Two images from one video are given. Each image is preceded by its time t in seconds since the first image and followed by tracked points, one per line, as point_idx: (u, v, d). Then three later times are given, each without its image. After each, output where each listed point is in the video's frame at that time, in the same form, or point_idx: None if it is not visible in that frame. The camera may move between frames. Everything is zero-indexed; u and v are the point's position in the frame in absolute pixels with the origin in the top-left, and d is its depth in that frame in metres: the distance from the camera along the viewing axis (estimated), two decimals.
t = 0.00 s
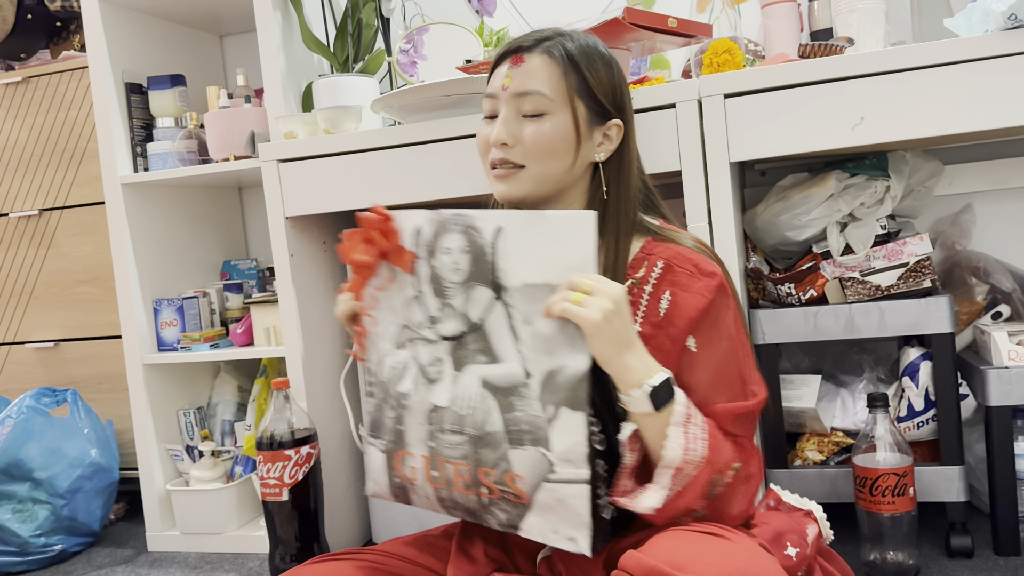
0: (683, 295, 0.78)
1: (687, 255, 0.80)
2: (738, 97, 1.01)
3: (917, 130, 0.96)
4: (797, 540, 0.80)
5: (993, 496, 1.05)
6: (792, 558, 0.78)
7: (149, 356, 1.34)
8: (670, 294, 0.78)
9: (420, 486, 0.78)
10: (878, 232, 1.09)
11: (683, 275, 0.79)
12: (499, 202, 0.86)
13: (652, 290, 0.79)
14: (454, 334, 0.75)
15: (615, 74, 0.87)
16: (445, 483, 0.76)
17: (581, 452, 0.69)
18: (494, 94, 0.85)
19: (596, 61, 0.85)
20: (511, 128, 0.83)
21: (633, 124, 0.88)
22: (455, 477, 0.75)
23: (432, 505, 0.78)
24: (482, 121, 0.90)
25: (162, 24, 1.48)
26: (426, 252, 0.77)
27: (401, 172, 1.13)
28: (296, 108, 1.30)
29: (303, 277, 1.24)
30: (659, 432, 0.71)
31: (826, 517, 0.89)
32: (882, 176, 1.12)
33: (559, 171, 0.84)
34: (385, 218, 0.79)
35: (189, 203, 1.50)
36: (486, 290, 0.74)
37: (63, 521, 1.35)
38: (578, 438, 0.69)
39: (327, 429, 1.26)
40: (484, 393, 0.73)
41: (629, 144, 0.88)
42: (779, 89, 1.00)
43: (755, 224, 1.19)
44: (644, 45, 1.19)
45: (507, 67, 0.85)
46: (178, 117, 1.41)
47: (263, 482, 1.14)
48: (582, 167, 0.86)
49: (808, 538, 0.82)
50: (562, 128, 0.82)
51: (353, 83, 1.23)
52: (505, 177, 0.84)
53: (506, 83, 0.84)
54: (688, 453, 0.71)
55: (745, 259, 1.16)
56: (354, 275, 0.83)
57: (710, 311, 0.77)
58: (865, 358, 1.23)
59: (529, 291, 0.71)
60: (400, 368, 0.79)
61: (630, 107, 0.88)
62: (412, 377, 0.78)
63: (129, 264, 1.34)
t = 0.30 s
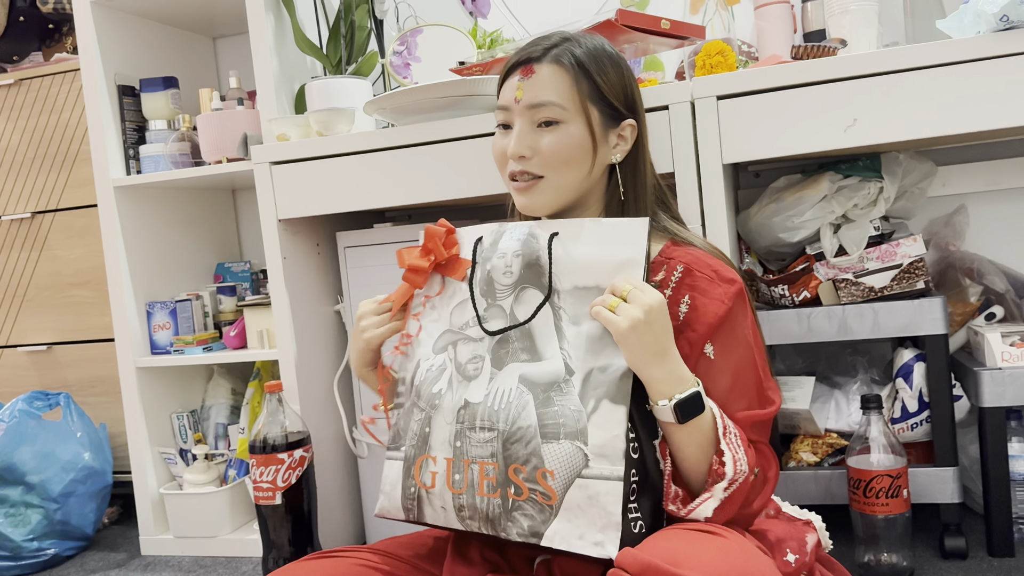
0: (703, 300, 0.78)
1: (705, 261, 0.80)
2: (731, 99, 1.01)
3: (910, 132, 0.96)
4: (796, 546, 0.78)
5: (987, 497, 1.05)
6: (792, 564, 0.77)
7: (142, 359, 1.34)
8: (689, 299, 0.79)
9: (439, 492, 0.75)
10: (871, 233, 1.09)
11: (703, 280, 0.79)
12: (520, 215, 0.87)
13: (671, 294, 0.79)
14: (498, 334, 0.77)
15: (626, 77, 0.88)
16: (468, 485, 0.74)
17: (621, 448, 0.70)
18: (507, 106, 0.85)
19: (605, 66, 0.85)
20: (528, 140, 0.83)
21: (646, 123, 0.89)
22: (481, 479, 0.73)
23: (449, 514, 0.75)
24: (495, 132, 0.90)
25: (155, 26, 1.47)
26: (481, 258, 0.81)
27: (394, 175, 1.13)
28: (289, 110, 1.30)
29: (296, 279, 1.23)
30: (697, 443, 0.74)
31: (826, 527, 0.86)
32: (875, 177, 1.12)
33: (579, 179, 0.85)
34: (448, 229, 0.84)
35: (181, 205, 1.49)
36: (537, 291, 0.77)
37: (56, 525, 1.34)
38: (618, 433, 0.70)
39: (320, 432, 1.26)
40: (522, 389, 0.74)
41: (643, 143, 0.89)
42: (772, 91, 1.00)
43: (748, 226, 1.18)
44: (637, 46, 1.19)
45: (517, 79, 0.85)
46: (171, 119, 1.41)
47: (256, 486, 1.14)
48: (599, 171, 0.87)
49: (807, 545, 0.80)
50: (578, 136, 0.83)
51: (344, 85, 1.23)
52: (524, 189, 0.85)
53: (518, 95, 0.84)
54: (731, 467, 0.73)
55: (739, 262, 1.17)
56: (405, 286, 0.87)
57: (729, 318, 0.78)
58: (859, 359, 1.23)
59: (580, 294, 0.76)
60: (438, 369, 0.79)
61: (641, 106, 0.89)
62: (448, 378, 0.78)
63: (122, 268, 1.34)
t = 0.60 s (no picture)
0: (697, 303, 0.78)
1: (700, 263, 0.80)
2: (723, 101, 1.01)
3: (901, 134, 0.96)
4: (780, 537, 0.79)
5: (980, 498, 1.05)
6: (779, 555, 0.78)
7: (134, 363, 1.33)
8: (683, 301, 0.79)
9: (436, 500, 0.75)
10: (864, 234, 1.09)
11: (697, 283, 0.79)
12: (521, 224, 0.87)
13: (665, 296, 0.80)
14: (493, 342, 0.77)
15: (620, 81, 0.88)
16: (463, 492, 0.73)
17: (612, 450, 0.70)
18: (502, 116, 0.85)
19: (599, 72, 0.85)
20: (524, 150, 0.83)
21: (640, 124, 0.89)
22: (475, 485, 0.73)
23: (445, 522, 0.75)
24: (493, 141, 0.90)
25: (147, 28, 1.47)
26: (476, 267, 0.81)
27: (386, 178, 1.13)
28: (281, 112, 1.29)
29: (288, 283, 1.23)
30: (690, 445, 0.73)
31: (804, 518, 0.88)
32: (868, 179, 1.12)
33: (577, 185, 0.85)
34: (445, 241, 0.85)
35: (173, 208, 1.49)
36: (532, 300, 0.77)
37: (48, 530, 1.34)
38: (609, 436, 0.70)
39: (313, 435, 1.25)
40: (516, 395, 0.73)
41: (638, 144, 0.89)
42: (764, 93, 1.00)
43: (741, 227, 1.18)
44: (630, 48, 1.19)
45: (510, 88, 0.85)
46: (163, 122, 1.40)
47: (249, 490, 1.14)
48: (596, 175, 0.87)
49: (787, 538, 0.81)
50: (574, 144, 0.83)
51: (337, 87, 1.22)
52: (524, 199, 0.85)
53: (513, 105, 0.84)
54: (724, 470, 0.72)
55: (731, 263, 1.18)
56: (407, 299, 0.88)
57: (723, 320, 0.78)
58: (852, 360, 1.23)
59: (574, 301, 0.75)
60: (434, 377, 0.79)
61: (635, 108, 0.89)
62: (444, 386, 0.78)
63: (114, 271, 1.33)
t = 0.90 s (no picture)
0: (701, 293, 0.78)
1: (701, 256, 0.81)
2: (717, 100, 1.01)
3: (895, 133, 0.96)
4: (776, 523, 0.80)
5: (975, 495, 1.06)
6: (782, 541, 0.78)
7: (129, 364, 1.33)
8: (686, 294, 0.79)
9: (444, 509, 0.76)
10: (858, 233, 1.09)
11: (699, 274, 0.79)
12: (513, 222, 0.87)
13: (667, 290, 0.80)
14: (493, 349, 0.77)
15: (599, 77, 0.89)
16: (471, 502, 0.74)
17: (620, 453, 0.70)
18: (486, 117, 0.85)
19: (579, 68, 0.87)
20: (512, 146, 0.83)
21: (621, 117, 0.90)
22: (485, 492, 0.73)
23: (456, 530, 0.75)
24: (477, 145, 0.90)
25: (141, 29, 1.47)
26: (469, 274, 0.82)
27: (381, 177, 1.13)
28: (275, 112, 1.29)
29: (283, 283, 1.23)
30: (711, 434, 0.72)
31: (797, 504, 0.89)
32: (861, 178, 1.12)
33: (567, 178, 0.85)
34: (436, 250, 0.86)
35: (168, 209, 1.48)
36: (530, 305, 0.77)
37: (43, 531, 1.33)
38: (619, 439, 0.70)
39: (308, 435, 1.25)
40: (519, 402, 0.73)
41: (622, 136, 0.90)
42: (758, 92, 1.00)
43: (736, 226, 1.18)
44: (624, 47, 1.19)
45: (493, 88, 0.85)
46: (157, 122, 1.40)
47: (244, 490, 1.14)
48: (585, 169, 0.87)
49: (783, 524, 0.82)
50: (561, 136, 0.84)
51: (331, 87, 1.22)
52: (516, 195, 0.85)
53: (496, 104, 0.84)
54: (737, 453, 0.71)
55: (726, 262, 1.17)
56: (402, 310, 0.89)
57: (725, 310, 0.78)
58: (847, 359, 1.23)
59: (573, 304, 0.76)
60: (435, 386, 0.79)
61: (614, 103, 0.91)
62: (446, 395, 0.78)
63: (108, 271, 1.33)
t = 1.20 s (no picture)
0: (664, 290, 0.77)
1: (672, 256, 0.80)
2: (708, 100, 1.01)
3: (886, 133, 0.96)
4: (772, 524, 0.82)
5: (966, 495, 1.06)
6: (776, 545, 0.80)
7: (119, 366, 1.32)
8: (651, 290, 0.78)
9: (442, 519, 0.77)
10: (849, 233, 1.09)
11: (666, 272, 0.78)
12: (497, 224, 0.87)
13: (634, 286, 0.79)
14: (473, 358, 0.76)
15: (585, 80, 0.89)
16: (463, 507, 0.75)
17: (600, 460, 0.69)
18: (471, 119, 0.86)
19: (563, 70, 0.86)
20: (494, 148, 0.84)
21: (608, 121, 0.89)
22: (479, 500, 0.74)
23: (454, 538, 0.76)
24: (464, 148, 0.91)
25: (131, 29, 1.46)
26: (448, 283, 0.81)
27: (372, 178, 1.12)
28: (266, 113, 1.28)
29: (274, 285, 1.22)
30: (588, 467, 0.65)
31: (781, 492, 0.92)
32: (853, 178, 1.12)
33: (549, 180, 0.85)
34: (418, 258, 0.86)
35: (159, 210, 1.48)
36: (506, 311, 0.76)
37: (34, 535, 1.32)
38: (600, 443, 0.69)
39: (299, 437, 1.24)
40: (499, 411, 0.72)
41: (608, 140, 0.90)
42: (749, 93, 1.00)
43: (727, 227, 1.18)
44: (616, 47, 1.19)
45: (476, 90, 0.86)
46: (147, 123, 1.40)
47: (235, 493, 1.13)
48: (569, 172, 0.87)
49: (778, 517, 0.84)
50: (543, 138, 0.83)
51: (323, 88, 1.22)
52: (497, 198, 0.85)
53: (480, 106, 0.85)
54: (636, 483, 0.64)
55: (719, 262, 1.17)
56: (389, 320, 0.89)
57: (685, 304, 0.76)
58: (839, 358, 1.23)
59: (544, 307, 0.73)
60: (423, 397, 0.80)
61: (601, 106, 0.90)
62: (432, 406, 0.78)
63: (98, 273, 1.32)
